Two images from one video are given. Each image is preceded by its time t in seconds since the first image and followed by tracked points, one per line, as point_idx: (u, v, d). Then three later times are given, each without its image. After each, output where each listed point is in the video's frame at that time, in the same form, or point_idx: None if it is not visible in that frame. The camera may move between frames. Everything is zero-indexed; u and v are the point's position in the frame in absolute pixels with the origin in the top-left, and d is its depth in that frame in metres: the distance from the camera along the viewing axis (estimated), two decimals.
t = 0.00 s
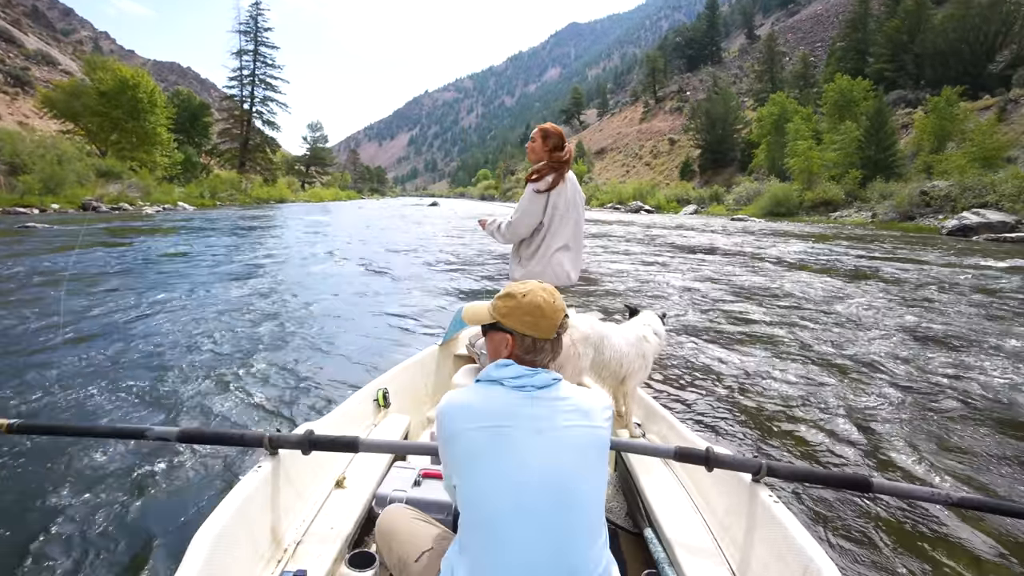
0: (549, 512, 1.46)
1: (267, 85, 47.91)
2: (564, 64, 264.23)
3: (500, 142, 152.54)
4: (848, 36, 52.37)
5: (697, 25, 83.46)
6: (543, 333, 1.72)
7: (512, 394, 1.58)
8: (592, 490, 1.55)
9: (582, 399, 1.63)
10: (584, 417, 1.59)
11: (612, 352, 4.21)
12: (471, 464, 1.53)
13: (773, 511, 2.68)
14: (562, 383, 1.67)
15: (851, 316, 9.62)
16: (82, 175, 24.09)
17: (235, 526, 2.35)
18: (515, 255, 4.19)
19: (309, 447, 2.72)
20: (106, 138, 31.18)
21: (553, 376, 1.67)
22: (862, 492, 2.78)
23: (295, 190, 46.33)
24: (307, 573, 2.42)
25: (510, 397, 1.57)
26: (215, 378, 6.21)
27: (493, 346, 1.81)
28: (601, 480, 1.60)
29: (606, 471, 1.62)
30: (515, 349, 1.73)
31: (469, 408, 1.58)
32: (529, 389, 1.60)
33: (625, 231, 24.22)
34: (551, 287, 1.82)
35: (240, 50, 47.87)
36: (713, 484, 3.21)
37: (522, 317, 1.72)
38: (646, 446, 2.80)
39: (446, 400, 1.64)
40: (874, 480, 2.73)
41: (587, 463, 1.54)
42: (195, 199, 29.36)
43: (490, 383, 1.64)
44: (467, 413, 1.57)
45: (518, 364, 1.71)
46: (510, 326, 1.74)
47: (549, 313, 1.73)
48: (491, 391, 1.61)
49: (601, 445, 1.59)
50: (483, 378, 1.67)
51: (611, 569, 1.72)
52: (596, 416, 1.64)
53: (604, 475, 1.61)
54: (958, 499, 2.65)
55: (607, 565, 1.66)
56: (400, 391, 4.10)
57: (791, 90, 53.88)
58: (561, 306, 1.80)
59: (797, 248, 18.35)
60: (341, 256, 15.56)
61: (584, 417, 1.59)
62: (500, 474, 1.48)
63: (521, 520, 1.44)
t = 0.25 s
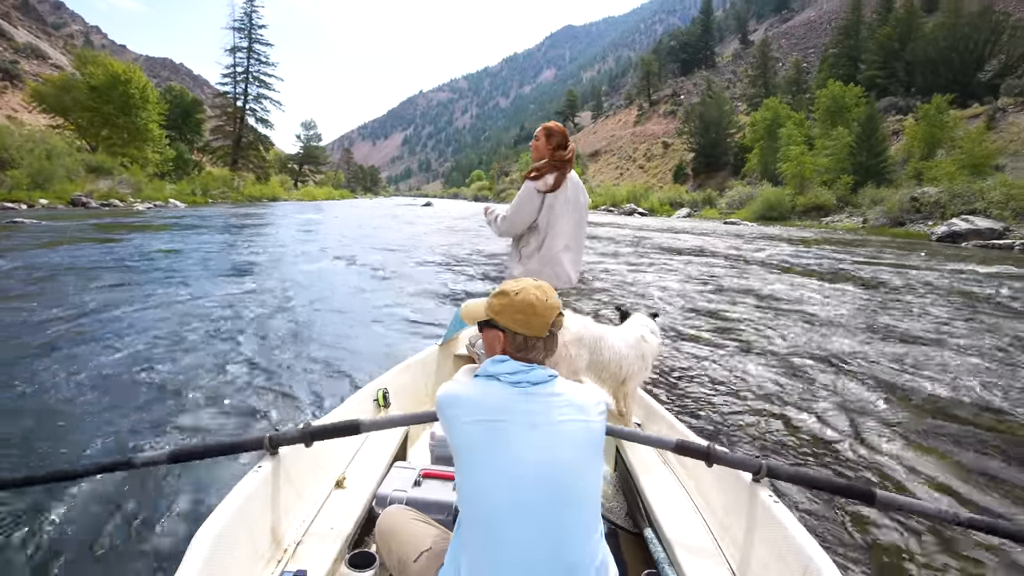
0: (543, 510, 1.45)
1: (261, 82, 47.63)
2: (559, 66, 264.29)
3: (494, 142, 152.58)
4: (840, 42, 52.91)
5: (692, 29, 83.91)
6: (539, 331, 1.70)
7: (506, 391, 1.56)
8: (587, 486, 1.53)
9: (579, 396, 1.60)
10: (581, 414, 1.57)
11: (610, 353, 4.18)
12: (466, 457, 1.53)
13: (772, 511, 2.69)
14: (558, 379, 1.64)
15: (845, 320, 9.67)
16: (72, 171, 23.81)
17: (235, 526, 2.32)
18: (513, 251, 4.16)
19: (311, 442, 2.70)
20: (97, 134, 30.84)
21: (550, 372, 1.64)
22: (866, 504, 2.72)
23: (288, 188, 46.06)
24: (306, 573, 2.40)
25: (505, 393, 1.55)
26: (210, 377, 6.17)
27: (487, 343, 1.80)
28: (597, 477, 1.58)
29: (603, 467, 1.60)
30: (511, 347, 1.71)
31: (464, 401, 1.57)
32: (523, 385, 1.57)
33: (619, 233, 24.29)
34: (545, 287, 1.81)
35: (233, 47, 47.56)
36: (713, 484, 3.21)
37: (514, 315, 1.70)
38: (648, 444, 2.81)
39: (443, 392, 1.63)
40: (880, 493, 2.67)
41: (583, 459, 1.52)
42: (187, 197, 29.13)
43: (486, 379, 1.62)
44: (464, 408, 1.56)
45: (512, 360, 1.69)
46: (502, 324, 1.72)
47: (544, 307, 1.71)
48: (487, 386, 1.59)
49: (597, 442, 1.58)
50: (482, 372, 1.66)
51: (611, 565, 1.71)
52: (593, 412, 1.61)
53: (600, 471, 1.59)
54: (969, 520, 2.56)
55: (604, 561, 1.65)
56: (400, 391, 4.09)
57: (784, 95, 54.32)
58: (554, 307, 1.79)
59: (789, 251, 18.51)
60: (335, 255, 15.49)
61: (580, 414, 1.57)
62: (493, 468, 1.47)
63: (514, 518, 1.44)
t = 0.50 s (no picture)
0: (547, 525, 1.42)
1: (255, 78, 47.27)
2: (554, 67, 264.32)
3: (488, 142, 152.40)
4: (834, 49, 53.36)
5: (687, 32, 84.27)
6: (527, 329, 1.57)
7: (508, 401, 1.49)
8: (592, 497, 1.49)
9: (585, 403, 1.54)
10: (588, 423, 1.51)
11: (620, 353, 4.17)
12: (475, 473, 1.46)
13: (773, 512, 2.69)
14: (564, 386, 1.58)
15: (839, 324, 9.73)
16: (61, 164, 23.46)
17: (235, 526, 2.29)
18: (510, 251, 4.11)
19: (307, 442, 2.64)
20: (86, 127, 30.42)
21: (555, 381, 1.57)
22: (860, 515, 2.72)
23: (281, 186, 45.73)
24: (307, 573, 2.37)
25: (512, 404, 1.48)
26: (203, 374, 6.12)
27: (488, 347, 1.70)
28: (603, 487, 1.54)
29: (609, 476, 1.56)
30: (502, 349, 1.61)
31: (467, 414, 1.49)
32: (526, 396, 1.50)
33: (613, 234, 24.36)
34: (549, 284, 1.66)
35: (227, 42, 47.16)
36: (713, 486, 3.22)
37: (510, 324, 1.58)
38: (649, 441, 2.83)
39: (443, 399, 1.56)
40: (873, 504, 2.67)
41: (587, 472, 1.48)
42: (179, 192, 28.83)
43: (486, 386, 1.55)
44: (463, 419, 1.49)
45: (512, 369, 1.60)
46: (498, 332, 1.61)
47: (536, 302, 1.59)
48: (487, 395, 1.52)
49: (603, 452, 1.53)
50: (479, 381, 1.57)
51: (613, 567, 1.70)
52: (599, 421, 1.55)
53: (606, 481, 1.55)
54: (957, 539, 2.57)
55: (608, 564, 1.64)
56: (400, 391, 4.07)
57: (778, 100, 54.72)
58: (558, 307, 1.63)
59: (782, 255, 18.63)
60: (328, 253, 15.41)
61: (586, 424, 1.51)
62: (506, 483, 1.42)
63: (518, 533, 1.41)
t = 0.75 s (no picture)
0: (557, 547, 1.40)
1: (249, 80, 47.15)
2: (550, 67, 264.34)
3: (484, 142, 152.28)
4: (828, 46, 53.50)
5: (682, 31, 84.37)
6: (527, 339, 1.54)
7: (510, 422, 1.44)
8: (598, 512, 1.48)
9: (588, 418, 1.52)
10: (592, 439, 1.49)
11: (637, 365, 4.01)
12: (477, 500, 1.41)
13: (774, 513, 2.69)
14: (566, 398, 1.55)
15: (836, 321, 9.76)
16: (55, 167, 23.33)
17: (235, 529, 2.27)
18: (505, 255, 4.11)
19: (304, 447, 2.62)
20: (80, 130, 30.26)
21: (558, 394, 1.54)
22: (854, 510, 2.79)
23: (277, 187, 45.61)
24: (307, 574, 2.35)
25: (515, 426, 1.44)
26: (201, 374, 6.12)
27: (484, 359, 1.66)
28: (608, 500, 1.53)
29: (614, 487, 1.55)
30: (499, 361, 1.58)
31: (469, 440, 1.42)
32: (528, 415, 1.46)
33: (609, 234, 24.39)
34: (545, 289, 1.62)
35: (221, 44, 47.01)
36: (714, 488, 3.21)
37: (507, 333, 1.55)
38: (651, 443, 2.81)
39: (438, 425, 1.48)
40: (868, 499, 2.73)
41: (593, 489, 1.47)
42: (174, 195, 28.73)
43: (484, 408, 1.49)
44: (464, 446, 1.42)
45: (513, 384, 1.56)
46: (495, 342, 1.57)
47: (535, 310, 1.55)
48: (487, 417, 1.46)
49: (609, 467, 1.51)
50: (476, 403, 1.50)
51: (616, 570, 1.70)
52: (602, 436, 1.53)
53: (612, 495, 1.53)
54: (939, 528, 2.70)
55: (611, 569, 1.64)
56: (400, 393, 4.08)
57: (773, 98, 54.83)
58: (556, 312, 1.58)
59: (778, 253, 18.68)
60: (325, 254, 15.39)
61: (589, 440, 1.49)
62: (511, 508, 1.39)
63: (527, 558, 1.39)
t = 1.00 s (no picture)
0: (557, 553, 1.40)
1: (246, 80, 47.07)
2: (547, 65, 264.29)
3: (482, 141, 152.20)
4: (826, 43, 53.50)
5: (679, 28, 84.31)
6: (527, 341, 1.55)
7: (511, 425, 1.44)
8: (597, 515, 1.48)
9: (588, 420, 1.53)
10: (590, 441, 1.51)
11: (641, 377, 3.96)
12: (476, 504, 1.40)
13: (773, 512, 2.70)
14: (563, 400, 1.56)
15: (834, 317, 9.78)
16: (52, 169, 23.27)
17: (236, 529, 2.28)
18: (506, 256, 4.13)
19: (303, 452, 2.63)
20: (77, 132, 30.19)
21: (556, 396, 1.55)
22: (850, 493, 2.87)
23: (275, 188, 45.57)
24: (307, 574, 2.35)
25: (514, 427, 1.44)
26: (199, 375, 6.14)
27: (482, 364, 1.67)
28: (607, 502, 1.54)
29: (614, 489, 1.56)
30: (497, 364, 1.59)
31: (469, 443, 1.42)
32: (527, 415, 1.47)
33: (608, 232, 24.43)
34: (541, 293, 1.64)
35: (218, 44, 46.92)
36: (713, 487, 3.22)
37: (504, 338, 1.56)
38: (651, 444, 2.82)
39: (435, 431, 1.47)
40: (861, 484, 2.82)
41: (594, 492, 1.47)
42: (172, 196, 28.69)
43: (483, 410, 1.49)
44: (463, 450, 1.41)
45: (511, 386, 1.56)
46: (494, 345, 1.59)
47: (534, 312, 1.57)
48: (486, 420, 1.46)
49: (607, 468, 1.52)
50: (473, 407, 1.50)
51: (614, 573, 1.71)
52: (601, 439, 1.54)
53: (610, 498, 1.54)
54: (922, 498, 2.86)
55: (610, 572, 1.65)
56: (400, 394, 4.09)
57: (771, 95, 54.83)
58: (552, 313, 1.61)
59: (776, 249, 18.69)
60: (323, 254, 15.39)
61: (588, 441, 1.50)
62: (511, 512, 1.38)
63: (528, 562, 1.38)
